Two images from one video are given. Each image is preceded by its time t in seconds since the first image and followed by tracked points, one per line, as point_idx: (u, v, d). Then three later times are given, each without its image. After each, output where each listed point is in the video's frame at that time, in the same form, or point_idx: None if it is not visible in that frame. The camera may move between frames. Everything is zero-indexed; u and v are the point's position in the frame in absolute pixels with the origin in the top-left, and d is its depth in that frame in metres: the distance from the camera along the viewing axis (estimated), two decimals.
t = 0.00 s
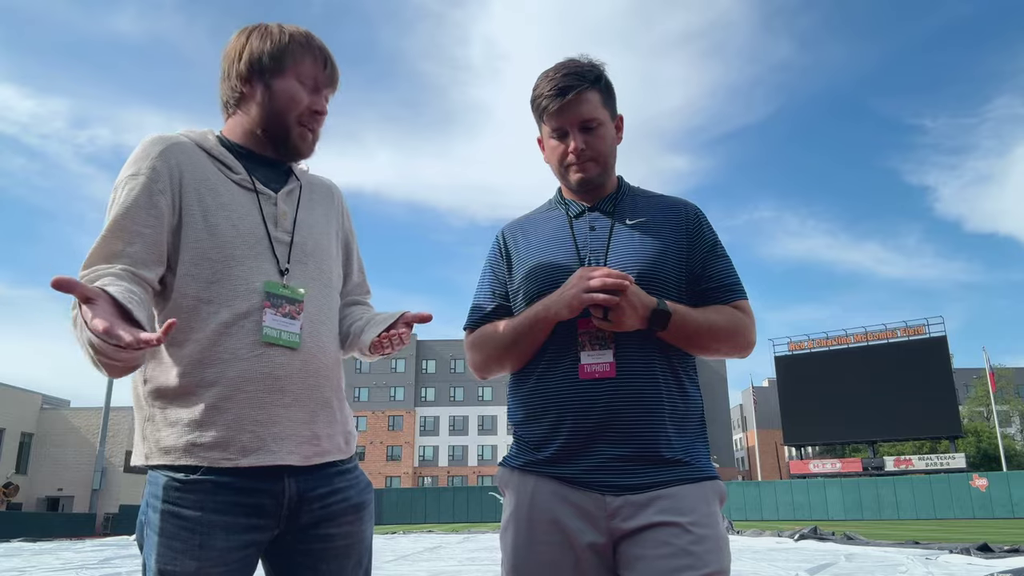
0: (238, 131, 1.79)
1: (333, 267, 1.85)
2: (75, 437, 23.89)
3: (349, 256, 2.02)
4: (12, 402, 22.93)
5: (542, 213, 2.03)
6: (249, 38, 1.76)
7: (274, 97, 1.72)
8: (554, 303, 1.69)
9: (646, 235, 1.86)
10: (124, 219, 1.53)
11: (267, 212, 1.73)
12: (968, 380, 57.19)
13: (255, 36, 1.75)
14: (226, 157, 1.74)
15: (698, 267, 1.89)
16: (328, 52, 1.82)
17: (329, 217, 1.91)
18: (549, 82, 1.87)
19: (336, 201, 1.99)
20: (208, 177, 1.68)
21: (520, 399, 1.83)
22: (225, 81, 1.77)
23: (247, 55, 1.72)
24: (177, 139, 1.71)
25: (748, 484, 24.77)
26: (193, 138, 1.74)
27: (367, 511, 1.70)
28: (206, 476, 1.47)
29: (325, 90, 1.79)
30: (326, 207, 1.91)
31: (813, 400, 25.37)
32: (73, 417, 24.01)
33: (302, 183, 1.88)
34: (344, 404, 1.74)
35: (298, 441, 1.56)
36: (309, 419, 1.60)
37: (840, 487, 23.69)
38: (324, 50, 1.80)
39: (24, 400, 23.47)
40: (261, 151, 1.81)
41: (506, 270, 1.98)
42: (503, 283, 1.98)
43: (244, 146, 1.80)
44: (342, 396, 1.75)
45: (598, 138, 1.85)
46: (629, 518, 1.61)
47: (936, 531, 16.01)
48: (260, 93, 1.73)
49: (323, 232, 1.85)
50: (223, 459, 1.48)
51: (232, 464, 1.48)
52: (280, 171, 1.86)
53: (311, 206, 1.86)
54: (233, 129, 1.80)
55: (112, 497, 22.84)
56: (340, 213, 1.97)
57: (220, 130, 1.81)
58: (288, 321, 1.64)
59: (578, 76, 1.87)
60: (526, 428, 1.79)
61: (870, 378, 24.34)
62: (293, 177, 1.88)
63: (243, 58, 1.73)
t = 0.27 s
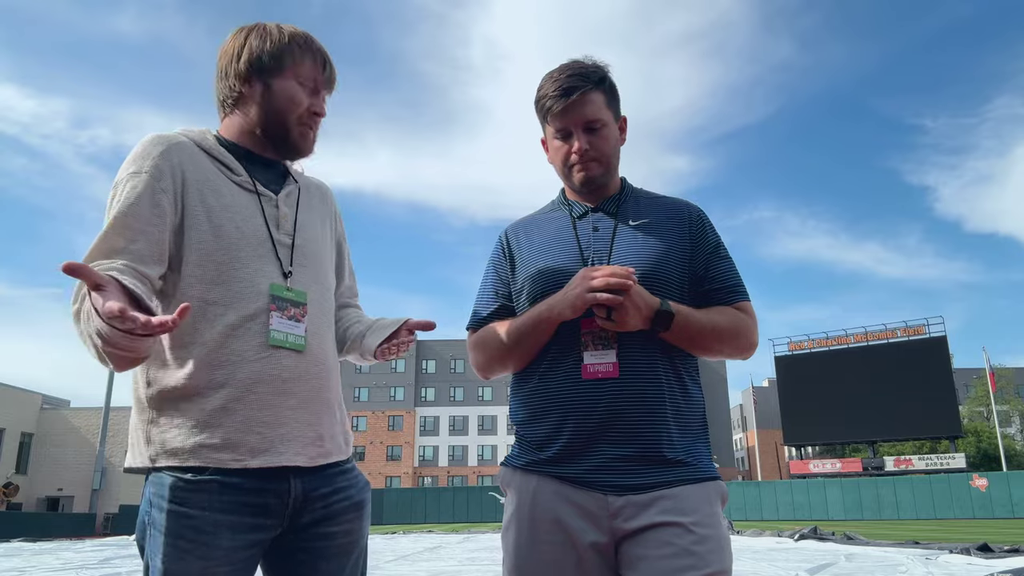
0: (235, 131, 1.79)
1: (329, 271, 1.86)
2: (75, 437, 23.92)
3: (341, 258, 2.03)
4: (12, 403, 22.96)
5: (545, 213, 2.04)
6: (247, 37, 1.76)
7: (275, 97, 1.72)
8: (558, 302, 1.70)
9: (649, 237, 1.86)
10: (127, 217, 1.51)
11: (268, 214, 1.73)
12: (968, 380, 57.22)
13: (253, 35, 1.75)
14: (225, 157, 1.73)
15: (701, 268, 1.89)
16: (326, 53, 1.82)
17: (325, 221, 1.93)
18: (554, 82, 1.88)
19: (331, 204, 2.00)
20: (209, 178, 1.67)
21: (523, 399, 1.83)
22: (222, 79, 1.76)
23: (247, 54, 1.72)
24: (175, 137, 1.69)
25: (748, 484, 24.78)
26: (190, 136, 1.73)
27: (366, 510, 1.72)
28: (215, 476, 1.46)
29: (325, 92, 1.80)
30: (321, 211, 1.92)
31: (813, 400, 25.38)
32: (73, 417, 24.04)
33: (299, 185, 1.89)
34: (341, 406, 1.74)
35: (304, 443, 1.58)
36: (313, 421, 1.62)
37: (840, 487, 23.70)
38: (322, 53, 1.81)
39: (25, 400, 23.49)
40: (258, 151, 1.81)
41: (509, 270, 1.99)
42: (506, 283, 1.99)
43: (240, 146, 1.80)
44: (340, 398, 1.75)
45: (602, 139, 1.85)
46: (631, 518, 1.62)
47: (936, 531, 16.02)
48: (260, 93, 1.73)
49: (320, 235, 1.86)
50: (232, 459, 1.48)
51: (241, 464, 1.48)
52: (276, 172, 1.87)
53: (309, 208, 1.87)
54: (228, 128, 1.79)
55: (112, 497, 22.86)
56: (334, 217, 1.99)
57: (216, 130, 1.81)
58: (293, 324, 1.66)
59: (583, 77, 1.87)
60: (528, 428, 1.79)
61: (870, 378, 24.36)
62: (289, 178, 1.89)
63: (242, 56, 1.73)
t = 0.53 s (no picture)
0: (231, 133, 1.80)
1: (325, 273, 1.86)
2: (75, 437, 23.90)
3: (337, 258, 2.03)
4: (12, 403, 22.95)
5: (548, 214, 2.04)
6: (241, 39, 1.76)
7: (268, 93, 1.72)
8: (561, 301, 1.70)
9: (652, 237, 1.86)
10: (120, 240, 1.51)
11: (265, 217, 1.73)
12: (968, 380, 57.27)
13: (248, 35, 1.77)
14: (220, 161, 1.72)
15: (704, 269, 1.89)
16: (322, 52, 1.82)
17: (321, 222, 1.92)
18: (558, 83, 1.87)
19: (326, 205, 1.99)
20: (205, 185, 1.65)
21: (524, 399, 1.83)
22: (218, 81, 1.77)
23: (241, 54, 1.73)
24: (166, 146, 1.68)
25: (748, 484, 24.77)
26: (182, 142, 1.72)
27: (363, 509, 1.72)
28: (213, 477, 1.46)
29: (318, 90, 1.80)
30: (317, 211, 1.92)
31: (813, 400, 25.37)
32: (73, 417, 24.02)
33: (295, 187, 1.89)
34: (336, 411, 1.74)
35: (301, 447, 1.58)
36: (311, 424, 1.62)
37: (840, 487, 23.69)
38: (317, 51, 1.81)
39: (25, 400, 23.49)
40: (254, 151, 1.81)
41: (512, 269, 1.99)
42: (508, 283, 1.98)
43: (235, 148, 1.80)
44: (335, 402, 1.75)
45: (606, 140, 1.85)
46: (633, 518, 1.62)
47: (936, 531, 16.01)
48: (254, 90, 1.73)
49: (317, 237, 1.86)
50: (230, 462, 1.48)
51: (238, 466, 1.48)
52: (272, 173, 1.86)
53: (306, 210, 1.87)
54: (224, 131, 1.80)
55: (112, 497, 22.85)
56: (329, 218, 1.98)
57: (213, 134, 1.81)
58: (291, 326, 1.66)
59: (588, 77, 1.87)
60: (531, 428, 1.78)
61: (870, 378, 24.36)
62: (286, 180, 1.89)
63: (237, 57, 1.74)
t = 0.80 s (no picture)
0: (226, 132, 1.79)
1: (322, 274, 1.86)
2: (75, 437, 23.89)
3: (338, 259, 2.02)
4: (12, 403, 22.95)
5: (550, 213, 2.03)
6: (232, 36, 1.77)
7: (261, 93, 1.72)
8: (566, 300, 1.69)
9: (654, 237, 1.86)
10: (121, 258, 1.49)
11: (260, 220, 1.72)
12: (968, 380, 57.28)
13: (238, 33, 1.77)
14: (215, 165, 1.72)
15: (706, 270, 1.89)
16: (317, 50, 1.82)
17: (320, 223, 1.92)
18: (562, 83, 1.87)
19: (325, 206, 1.99)
20: (202, 192, 1.65)
21: (527, 399, 1.83)
22: (212, 80, 1.77)
23: (233, 53, 1.73)
24: (161, 150, 1.67)
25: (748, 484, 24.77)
26: (178, 145, 1.71)
27: (358, 509, 1.72)
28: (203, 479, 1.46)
29: (311, 87, 1.80)
30: (314, 210, 1.92)
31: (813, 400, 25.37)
32: (73, 417, 24.01)
33: (293, 188, 1.88)
34: (331, 415, 1.74)
35: (292, 451, 1.58)
36: (302, 428, 1.61)
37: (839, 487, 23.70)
38: (312, 49, 1.81)
39: (25, 400, 23.49)
40: (249, 151, 1.82)
41: (514, 268, 1.98)
42: (511, 282, 1.98)
43: (231, 148, 1.80)
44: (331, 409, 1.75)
45: (609, 140, 1.85)
46: (635, 519, 1.62)
47: (936, 531, 16.02)
48: (247, 90, 1.73)
49: (315, 238, 1.85)
50: (222, 467, 1.48)
51: (229, 471, 1.48)
52: (269, 174, 1.87)
53: (303, 211, 1.87)
54: (218, 131, 1.80)
55: (112, 497, 22.84)
56: (328, 217, 1.97)
57: (208, 136, 1.80)
58: (282, 327, 1.65)
59: (592, 78, 1.86)
60: (533, 427, 1.78)
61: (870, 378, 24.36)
62: (283, 182, 1.89)
63: (228, 55, 1.75)
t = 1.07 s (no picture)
0: (231, 134, 1.79)
1: (325, 274, 1.85)
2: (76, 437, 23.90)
3: (343, 260, 2.02)
4: (13, 403, 22.96)
5: (551, 210, 2.03)
6: (241, 37, 1.77)
7: (270, 98, 1.73)
8: (570, 297, 1.69)
9: (656, 235, 1.86)
10: (111, 252, 1.52)
11: (259, 222, 1.72)
12: (967, 380, 57.34)
13: (245, 35, 1.77)
14: (215, 166, 1.72)
15: (707, 268, 1.89)
16: (322, 53, 1.82)
17: (324, 225, 1.91)
18: (563, 83, 1.87)
19: (331, 207, 1.99)
20: (199, 192, 1.66)
21: (527, 397, 1.83)
22: (218, 82, 1.78)
23: (239, 55, 1.73)
24: (163, 151, 1.69)
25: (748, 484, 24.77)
26: (179, 148, 1.72)
27: (361, 506, 1.72)
28: (199, 479, 1.46)
29: (318, 91, 1.80)
30: (319, 213, 1.91)
31: (813, 400, 25.38)
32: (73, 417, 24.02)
33: (296, 191, 1.88)
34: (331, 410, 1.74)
35: (289, 453, 1.57)
36: (299, 431, 1.60)
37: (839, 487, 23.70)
38: (318, 52, 1.81)
39: (25, 400, 23.51)
40: (253, 155, 1.81)
41: (514, 265, 1.98)
42: (510, 278, 1.98)
43: (234, 150, 1.80)
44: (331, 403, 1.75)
45: (610, 141, 1.85)
46: (637, 519, 1.62)
47: (936, 531, 16.02)
48: (254, 94, 1.73)
49: (318, 240, 1.85)
50: (220, 468, 1.48)
51: (225, 473, 1.48)
52: (273, 175, 1.87)
53: (305, 213, 1.86)
54: (223, 132, 1.80)
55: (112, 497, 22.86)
56: (332, 221, 1.96)
57: (212, 137, 1.81)
58: (281, 330, 1.64)
59: (593, 78, 1.87)
60: (534, 425, 1.78)
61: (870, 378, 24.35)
62: (287, 184, 1.88)
63: (235, 59, 1.75)
